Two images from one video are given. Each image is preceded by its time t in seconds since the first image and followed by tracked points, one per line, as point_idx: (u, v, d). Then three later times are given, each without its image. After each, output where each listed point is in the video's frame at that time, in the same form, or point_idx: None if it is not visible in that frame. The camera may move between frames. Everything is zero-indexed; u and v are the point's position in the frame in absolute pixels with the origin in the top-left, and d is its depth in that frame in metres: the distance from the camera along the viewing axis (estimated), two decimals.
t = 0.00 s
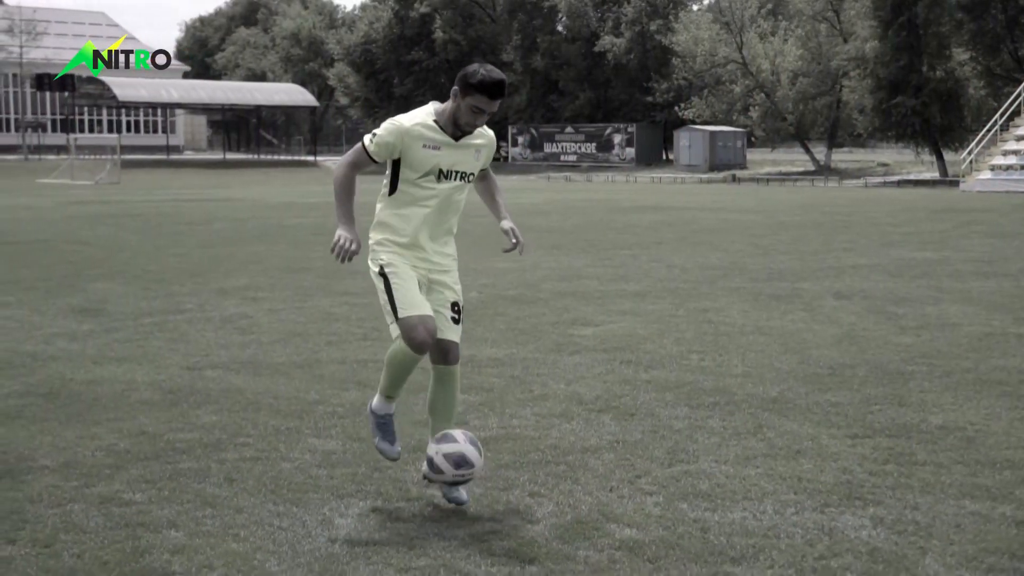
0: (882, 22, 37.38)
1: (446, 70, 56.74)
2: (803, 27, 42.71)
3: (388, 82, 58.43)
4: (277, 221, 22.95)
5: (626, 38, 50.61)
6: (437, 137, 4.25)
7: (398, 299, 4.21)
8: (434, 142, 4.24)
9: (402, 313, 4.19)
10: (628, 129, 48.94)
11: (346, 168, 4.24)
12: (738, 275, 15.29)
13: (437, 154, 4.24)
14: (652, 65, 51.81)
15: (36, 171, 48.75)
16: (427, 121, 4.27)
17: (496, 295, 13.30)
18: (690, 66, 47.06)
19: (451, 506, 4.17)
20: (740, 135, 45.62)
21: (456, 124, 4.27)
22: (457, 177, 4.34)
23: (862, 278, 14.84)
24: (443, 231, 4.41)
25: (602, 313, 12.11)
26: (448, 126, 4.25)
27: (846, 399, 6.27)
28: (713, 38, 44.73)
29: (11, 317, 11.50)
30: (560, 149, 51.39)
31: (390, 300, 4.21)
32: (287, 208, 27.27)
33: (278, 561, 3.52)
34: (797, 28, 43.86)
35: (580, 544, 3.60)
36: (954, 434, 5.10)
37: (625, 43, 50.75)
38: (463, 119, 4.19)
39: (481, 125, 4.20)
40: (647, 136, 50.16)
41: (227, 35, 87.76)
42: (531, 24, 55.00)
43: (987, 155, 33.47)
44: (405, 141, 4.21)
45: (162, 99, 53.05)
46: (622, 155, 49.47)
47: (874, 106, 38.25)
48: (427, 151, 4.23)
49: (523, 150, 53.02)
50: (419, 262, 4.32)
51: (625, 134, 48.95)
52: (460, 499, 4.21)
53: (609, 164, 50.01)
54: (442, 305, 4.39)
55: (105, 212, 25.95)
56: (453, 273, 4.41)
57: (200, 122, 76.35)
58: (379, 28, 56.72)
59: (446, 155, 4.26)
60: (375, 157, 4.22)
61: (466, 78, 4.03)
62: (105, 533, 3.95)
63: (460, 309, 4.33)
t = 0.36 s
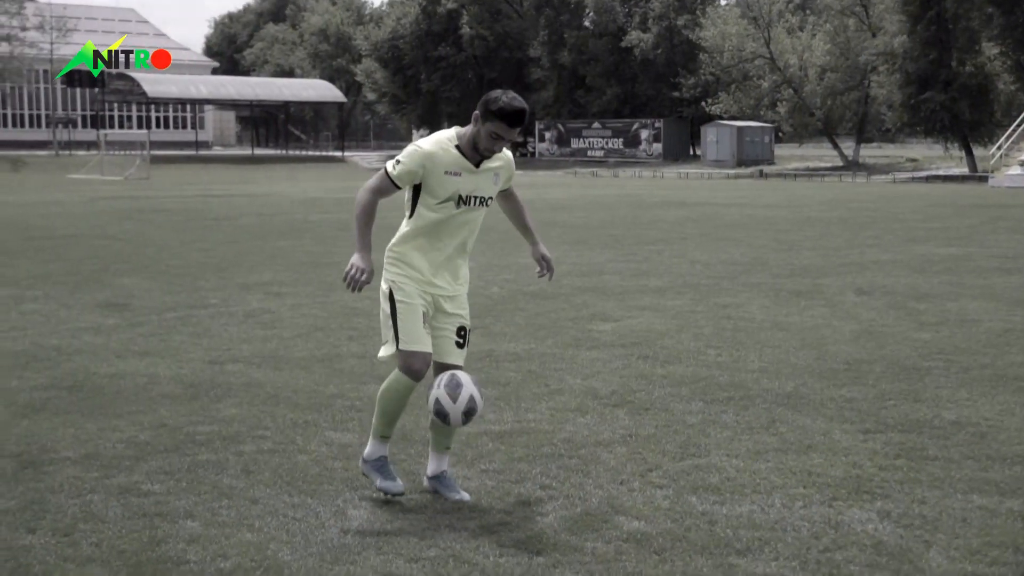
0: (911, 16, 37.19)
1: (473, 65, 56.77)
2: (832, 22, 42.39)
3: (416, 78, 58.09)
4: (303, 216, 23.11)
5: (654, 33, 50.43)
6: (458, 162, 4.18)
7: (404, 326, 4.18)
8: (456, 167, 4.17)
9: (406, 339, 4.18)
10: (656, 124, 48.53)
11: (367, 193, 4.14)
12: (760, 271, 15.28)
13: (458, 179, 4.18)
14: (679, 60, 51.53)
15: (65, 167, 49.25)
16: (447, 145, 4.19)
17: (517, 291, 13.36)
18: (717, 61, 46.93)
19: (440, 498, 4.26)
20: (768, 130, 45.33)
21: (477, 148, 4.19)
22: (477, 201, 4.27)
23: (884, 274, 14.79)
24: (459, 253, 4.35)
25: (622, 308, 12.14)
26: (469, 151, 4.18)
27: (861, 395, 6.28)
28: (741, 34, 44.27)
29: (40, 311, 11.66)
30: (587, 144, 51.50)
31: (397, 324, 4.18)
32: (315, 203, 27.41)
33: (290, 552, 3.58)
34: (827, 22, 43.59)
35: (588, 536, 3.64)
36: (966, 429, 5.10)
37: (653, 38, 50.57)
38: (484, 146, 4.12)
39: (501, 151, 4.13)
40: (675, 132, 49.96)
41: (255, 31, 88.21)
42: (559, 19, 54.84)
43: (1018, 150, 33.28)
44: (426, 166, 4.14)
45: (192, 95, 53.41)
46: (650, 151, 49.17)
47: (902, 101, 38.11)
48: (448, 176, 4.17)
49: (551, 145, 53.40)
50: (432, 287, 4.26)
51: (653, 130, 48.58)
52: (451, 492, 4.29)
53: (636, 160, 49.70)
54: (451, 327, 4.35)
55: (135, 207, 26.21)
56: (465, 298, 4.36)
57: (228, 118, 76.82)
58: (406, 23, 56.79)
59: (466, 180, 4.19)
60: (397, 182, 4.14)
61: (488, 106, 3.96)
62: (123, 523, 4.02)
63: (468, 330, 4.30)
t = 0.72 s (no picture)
0: (942, 13, 36.90)
1: (502, 63, 56.71)
2: (862, 18, 42.13)
3: (445, 76, 58.01)
4: (330, 213, 23.24)
5: (683, 30, 50.19)
6: (470, 174, 4.21)
7: (418, 332, 4.22)
8: (468, 179, 4.20)
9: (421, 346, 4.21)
10: (685, 121, 48.75)
11: (382, 201, 4.13)
12: (784, 268, 15.23)
13: (469, 190, 4.21)
14: (708, 58, 51.33)
15: (95, 164, 49.74)
16: (459, 155, 4.21)
17: (539, 288, 13.39)
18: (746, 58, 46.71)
19: (452, 493, 4.30)
20: (798, 128, 45.52)
21: (488, 160, 4.22)
22: (485, 213, 4.30)
23: (907, 271, 14.73)
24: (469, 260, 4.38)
25: (644, 305, 12.15)
26: (482, 164, 4.20)
27: (878, 393, 6.28)
28: (770, 30, 43.89)
29: (67, 307, 11.79)
30: (616, 142, 51.33)
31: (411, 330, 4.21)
32: (343, 200, 27.52)
33: (303, 544, 3.63)
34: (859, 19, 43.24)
35: (599, 529, 3.67)
36: (980, 427, 5.11)
37: (682, 35, 50.34)
38: (496, 161, 4.16)
39: (512, 164, 4.17)
40: (703, 131, 50.21)
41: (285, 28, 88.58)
42: (588, 15, 54.87)
43: None
44: (440, 177, 4.16)
45: (222, 92, 53.70)
46: (679, 149, 49.40)
47: (931, 98, 37.82)
48: (461, 187, 4.19)
49: (580, 142, 52.86)
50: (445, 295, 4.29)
51: (682, 127, 48.87)
52: (466, 486, 4.32)
53: (665, 157, 49.94)
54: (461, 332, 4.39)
55: (165, 204, 26.42)
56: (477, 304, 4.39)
57: (259, 116, 77.20)
58: (435, 21, 56.78)
59: (477, 192, 4.23)
60: (412, 192, 4.15)
61: (503, 121, 4.00)
62: (141, 516, 4.09)
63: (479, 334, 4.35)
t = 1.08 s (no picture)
0: (971, 11, 36.57)
1: (528, 62, 56.74)
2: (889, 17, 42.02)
3: (470, 75, 58.19)
4: (353, 212, 23.32)
5: (709, 30, 50.05)
6: (467, 168, 4.34)
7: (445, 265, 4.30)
8: (464, 171, 4.35)
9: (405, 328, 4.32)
10: (710, 121, 48.53)
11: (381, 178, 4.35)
12: (803, 268, 15.16)
13: (464, 182, 4.35)
14: (735, 57, 51.11)
15: (122, 164, 50.13)
16: (458, 148, 4.36)
17: (557, 287, 13.41)
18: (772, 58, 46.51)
19: (459, 487, 4.34)
20: (824, 127, 45.27)
21: (487, 157, 4.34)
22: (479, 209, 4.43)
23: (928, 271, 14.64)
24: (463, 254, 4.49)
25: (660, 304, 12.15)
26: (478, 158, 4.33)
27: (888, 392, 6.27)
28: (797, 30, 43.71)
29: (89, 305, 11.90)
30: (642, 141, 50.94)
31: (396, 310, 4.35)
32: (369, 199, 27.65)
33: (309, 538, 3.68)
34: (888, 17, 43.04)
35: (602, 525, 3.69)
36: (990, 426, 5.10)
37: (708, 35, 50.13)
38: (493, 157, 4.27)
39: (509, 164, 4.27)
40: (728, 129, 49.89)
41: (313, 28, 88.93)
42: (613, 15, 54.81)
43: None
44: (437, 164, 4.34)
45: (249, 92, 53.99)
46: (705, 148, 49.26)
47: (960, 97, 37.50)
48: (456, 178, 4.34)
49: (606, 142, 52.86)
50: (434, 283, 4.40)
51: (708, 127, 48.65)
52: (472, 481, 4.36)
53: (691, 157, 49.89)
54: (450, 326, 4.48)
55: (191, 203, 26.63)
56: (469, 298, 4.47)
57: (285, 115, 77.52)
58: (461, 21, 56.89)
59: (472, 185, 4.36)
60: (409, 172, 4.34)
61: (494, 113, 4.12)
62: (150, 510, 4.15)
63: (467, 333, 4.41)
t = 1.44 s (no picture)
0: (991, 9, 36.34)
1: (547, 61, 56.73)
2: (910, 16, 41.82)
3: (489, 74, 58.14)
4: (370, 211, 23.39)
5: (728, 28, 49.67)
6: (467, 160, 4.39)
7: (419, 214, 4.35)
8: (464, 163, 4.40)
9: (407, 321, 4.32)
10: (730, 120, 48.36)
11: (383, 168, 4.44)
12: (815, 267, 15.11)
13: (464, 173, 4.40)
14: (754, 55, 50.90)
15: (141, 164, 50.42)
16: (459, 142, 4.42)
17: (568, 285, 13.42)
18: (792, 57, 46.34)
19: (457, 483, 4.38)
20: (843, 125, 44.68)
21: (489, 150, 4.39)
22: (480, 202, 4.48)
23: (939, 271, 14.56)
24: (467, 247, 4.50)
25: (670, 303, 12.15)
26: (478, 151, 4.38)
27: (892, 390, 6.28)
28: (816, 28, 43.29)
29: (103, 303, 11.99)
30: (661, 140, 50.94)
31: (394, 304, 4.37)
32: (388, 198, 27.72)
33: (306, 532, 3.72)
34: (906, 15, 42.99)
35: (597, 522, 3.72)
36: (990, 424, 5.10)
37: (727, 33, 49.86)
38: (493, 150, 4.32)
39: (510, 158, 4.30)
40: (748, 128, 49.62)
41: (332, 27, 89.10)
42: (632, 13, 54.67)
43: None
44: (438, 155, 4.41)
45: (269, 91, 54.21)
46: (723, 146, 49.03)
47: (980, 95, 37.39)
48: (456, 169, 4.39)
49: (624, 140, 52.78)
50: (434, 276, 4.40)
51: (727, 125, 48.43)
52: (469, 477, 4.41)
53: (709, 155, 49.70)
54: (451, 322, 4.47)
55: (209, 201, 26.75)
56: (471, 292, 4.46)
57: (306, 114, 77.60)
58: (480, 19, 56.86)
59: (472, 176, 4.41)
60: (410, 162, 4.40)
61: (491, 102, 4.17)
62: (153, 504, 4.20)
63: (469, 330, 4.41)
